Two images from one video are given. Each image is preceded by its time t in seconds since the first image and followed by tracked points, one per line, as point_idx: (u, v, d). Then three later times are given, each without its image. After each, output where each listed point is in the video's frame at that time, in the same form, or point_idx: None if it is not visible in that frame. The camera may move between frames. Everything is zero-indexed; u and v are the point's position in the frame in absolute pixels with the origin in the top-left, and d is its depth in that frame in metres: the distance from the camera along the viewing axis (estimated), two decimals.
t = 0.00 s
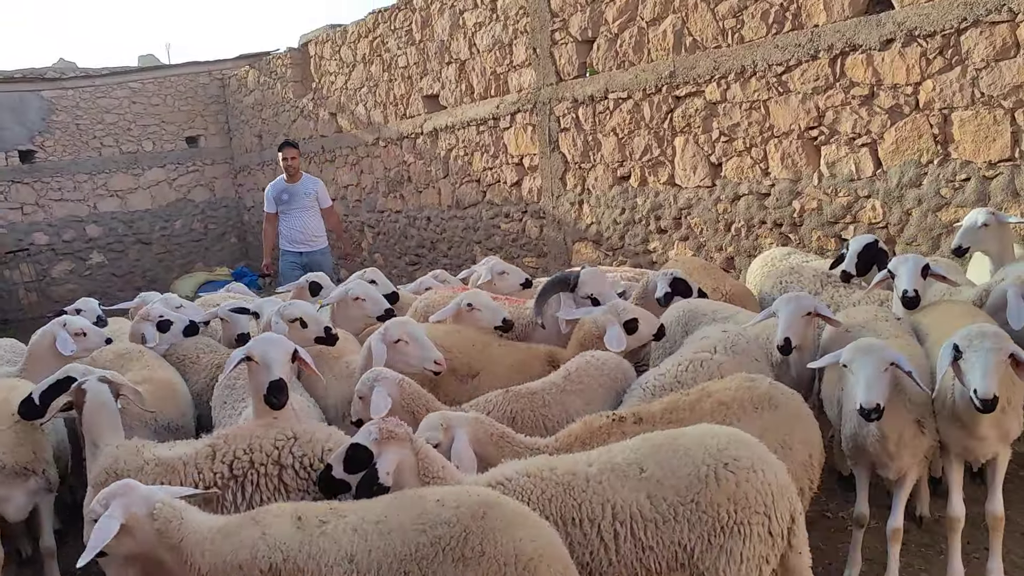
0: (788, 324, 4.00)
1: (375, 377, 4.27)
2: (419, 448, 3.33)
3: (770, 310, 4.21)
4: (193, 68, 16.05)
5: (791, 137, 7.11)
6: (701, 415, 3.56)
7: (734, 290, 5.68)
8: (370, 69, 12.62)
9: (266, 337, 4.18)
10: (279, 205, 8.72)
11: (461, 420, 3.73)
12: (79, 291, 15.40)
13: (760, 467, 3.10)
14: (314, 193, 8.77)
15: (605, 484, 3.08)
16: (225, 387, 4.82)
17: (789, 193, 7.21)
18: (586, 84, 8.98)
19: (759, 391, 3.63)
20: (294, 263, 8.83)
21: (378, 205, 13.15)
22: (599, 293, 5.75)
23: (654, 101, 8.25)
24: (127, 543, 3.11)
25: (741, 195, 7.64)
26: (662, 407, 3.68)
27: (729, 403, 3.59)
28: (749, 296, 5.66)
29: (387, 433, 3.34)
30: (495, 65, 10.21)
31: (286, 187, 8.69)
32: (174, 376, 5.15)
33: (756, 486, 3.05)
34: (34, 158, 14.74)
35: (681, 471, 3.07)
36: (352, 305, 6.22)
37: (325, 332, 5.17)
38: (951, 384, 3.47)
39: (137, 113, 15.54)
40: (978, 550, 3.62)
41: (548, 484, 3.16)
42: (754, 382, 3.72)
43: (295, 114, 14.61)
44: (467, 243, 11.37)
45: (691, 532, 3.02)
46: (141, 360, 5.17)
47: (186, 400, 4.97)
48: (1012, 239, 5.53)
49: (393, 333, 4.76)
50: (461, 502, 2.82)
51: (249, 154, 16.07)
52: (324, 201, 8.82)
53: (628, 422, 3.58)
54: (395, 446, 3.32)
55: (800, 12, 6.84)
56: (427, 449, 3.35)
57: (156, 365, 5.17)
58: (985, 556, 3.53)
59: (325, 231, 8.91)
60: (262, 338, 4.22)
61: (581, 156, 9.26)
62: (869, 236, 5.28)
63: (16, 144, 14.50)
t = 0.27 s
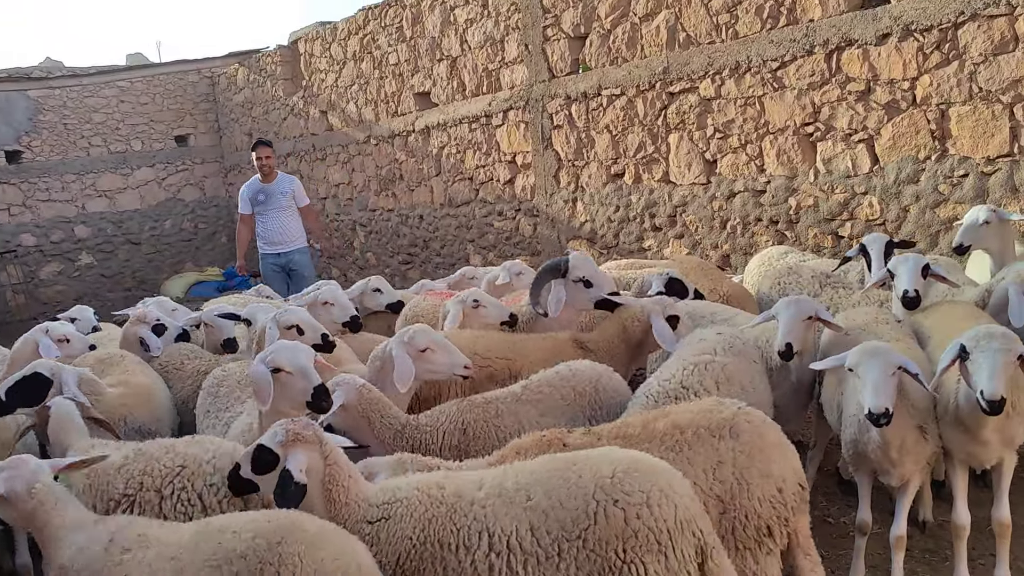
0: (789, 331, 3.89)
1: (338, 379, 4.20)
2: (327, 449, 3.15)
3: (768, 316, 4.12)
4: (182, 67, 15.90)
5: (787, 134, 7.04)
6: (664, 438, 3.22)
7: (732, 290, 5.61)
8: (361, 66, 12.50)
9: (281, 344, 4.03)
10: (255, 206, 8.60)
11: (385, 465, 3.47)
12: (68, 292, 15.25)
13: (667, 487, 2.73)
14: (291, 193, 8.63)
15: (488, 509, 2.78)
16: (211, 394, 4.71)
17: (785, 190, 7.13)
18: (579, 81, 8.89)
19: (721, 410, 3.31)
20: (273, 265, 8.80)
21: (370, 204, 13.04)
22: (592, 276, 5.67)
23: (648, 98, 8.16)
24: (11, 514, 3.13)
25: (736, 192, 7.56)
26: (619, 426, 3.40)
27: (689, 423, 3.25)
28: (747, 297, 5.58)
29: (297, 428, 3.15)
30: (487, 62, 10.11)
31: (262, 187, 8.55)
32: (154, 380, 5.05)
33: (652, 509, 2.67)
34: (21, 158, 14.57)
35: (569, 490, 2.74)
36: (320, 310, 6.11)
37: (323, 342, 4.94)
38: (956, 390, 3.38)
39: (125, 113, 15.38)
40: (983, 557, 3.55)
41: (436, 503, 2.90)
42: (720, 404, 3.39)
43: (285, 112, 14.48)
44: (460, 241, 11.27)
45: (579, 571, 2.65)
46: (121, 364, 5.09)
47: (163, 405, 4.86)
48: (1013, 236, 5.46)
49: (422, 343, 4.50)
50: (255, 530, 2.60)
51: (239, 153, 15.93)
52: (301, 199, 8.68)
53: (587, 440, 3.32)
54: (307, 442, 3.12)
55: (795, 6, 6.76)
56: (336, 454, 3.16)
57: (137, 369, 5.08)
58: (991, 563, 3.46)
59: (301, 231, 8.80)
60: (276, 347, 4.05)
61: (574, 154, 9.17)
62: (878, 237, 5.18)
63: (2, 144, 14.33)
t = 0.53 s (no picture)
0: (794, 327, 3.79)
1: (339, 351, 4.28)
2: (239, 431, 3.13)
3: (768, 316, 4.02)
4: (172, 64, 15.77)
5: (782, 129, 6.98)
6: (598, 443, 3.15)
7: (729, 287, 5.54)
8: (352, 62, 12.40)
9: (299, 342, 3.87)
10: (234, 205, 8.55)
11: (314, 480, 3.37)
12: (57, 292, 15.11)
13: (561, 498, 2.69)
14: (271, 192, 8.54)
15: (387, 512, 2.80)
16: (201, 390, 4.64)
17: (781, 185, 7.08)
18: (573, 77, 8.82)
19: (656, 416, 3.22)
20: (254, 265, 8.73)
21: (363, 201, 12.95)
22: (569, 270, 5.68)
23: (642, 94, 8.10)
24: None
25: (731, 188, 7.50)
26: (553, 429, 3.33)
27: (623, 429, 3.17)
28: (744, 294, 5.52)
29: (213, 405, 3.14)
30: (479, 58, 10.03)
31: (241, 187, 8.50)
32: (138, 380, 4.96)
33: (545, 523, 2.63)
34: (8, 157, 14.43)
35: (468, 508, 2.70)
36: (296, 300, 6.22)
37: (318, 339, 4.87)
38: (960, 385, 3.33)
39: (115, 110, 15.24)
40: (984, 556, 3.50)
41: (350, 509, 2.88)
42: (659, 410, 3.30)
43: (276, 110, 14.37)
44: (453, 239, 11.19)
45: None
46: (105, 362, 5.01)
47: (143, 403, 4.78)
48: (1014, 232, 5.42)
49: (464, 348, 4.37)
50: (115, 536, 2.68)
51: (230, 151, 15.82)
52: (282, 199, 8.58)
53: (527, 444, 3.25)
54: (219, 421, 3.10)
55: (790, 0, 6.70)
56: (249, 437, 3.15)
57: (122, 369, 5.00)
58: (993, 563, 3.40)
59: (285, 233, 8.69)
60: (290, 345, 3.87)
61: (568, 150, 9.10)
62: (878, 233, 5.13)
63: None
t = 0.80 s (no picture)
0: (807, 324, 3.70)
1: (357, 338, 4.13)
2: (203, 417, 3.26)
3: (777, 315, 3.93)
4: (171, 62, 15.70)
5: (786, 127, 6.93)
6: (524, 433, 3.19)
7: (732, 283, 5.48)
8: (352, 60, 12.33)
9: (333, 338, 3.73)
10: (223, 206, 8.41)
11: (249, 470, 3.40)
12: (55, 290, 15.04)
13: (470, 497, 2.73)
14: (260, 195, 8.33)
15: (305, 497, 2.86)
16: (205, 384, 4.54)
17: (784, 183, 7.02)
18: (574, 74, 8.76)
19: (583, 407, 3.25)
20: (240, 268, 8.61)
21: (362, 200, 12.89)
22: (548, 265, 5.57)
23: (644, 91, 8.05)
24: None
25: (734, 186, 7.45)
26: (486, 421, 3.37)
27: (550, 420, 3.20)
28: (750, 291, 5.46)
29: (189, 389, 3.29)
30: (480, 55, 9.97)
31: (229, 188, 8.34)
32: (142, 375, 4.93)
33: (454, 526, 2.67)
34: (6, 154, 14.37)
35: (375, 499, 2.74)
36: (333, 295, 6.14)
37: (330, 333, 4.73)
38: (975, 381, 3.27)
39: (113, 108, 15.17)
40: (994, 557, 3.44)
41: (276, 494, 2.94)
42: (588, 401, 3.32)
43: (275, 108, 14.31)
44: (453, 238, 11.13)
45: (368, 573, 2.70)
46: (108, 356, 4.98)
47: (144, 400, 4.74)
48: None
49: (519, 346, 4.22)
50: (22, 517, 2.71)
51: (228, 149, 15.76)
52: (272, 202, 8.38)
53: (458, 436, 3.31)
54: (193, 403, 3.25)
55: None
56: (209, 423, 3.25)
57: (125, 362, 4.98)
58: (1004, 563, 3.34)
59: (275, 236, 8.53)
60: (326, 341, 3.73)
61: (569, 148, 9.05)
62: (882, 228, 5.11)
63: None
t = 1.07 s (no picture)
0: (830, 331, 3.64)
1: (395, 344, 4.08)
2: (201, 393, 3.64)
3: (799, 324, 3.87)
4: (175, 64, 15.68)
5: (796, 132, 6.88)
6: (478, 433, 3.26)
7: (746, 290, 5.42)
8: (357, 63, 12.30)
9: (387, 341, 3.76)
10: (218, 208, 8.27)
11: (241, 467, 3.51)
12: (57, 292, 15.01)
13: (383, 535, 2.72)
14: (257, 200, 8.20)
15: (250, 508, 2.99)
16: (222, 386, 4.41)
17: (794, 189, 6.98)
18: (582, 78, 8.72)
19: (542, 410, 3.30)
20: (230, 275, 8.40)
21: (366, 203, 12.85)
22: (558, 269, 5.53)
23: (652, 95, 8.00)
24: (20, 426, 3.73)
25: (743, 191, 7.41)
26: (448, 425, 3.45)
27: (507, 421, 3.26)
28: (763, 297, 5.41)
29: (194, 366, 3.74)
30: (486, 59, 9.93)
31: (225, 190, 8.21)
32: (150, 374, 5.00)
33: (348, 542, 2.69)
34: (9, 156, 14.33)
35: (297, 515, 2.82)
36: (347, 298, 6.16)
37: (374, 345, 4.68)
38: (1003, 393, 3.21)
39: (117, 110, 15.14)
40: (1017, 572, 3.38)
41: (225, 503, 3.13)
42: (554, 405, 3.36)
43: (279, 110, 14.27)
44: (458, 242, 11.08)
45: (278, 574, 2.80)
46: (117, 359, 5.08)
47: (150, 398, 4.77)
48: None
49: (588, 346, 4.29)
50: None
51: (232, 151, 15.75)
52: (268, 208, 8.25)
53: (419, 441, 3.41)
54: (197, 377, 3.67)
55: (806, 1, 6.61)
56: (208, 401, 3.62)
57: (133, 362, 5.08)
58: None
59: (268, 240, 8.43)
60: (380, 343, 3.77)
61: (576, 153, 9.01)
62: (898, 235, 5.09)
63: None
